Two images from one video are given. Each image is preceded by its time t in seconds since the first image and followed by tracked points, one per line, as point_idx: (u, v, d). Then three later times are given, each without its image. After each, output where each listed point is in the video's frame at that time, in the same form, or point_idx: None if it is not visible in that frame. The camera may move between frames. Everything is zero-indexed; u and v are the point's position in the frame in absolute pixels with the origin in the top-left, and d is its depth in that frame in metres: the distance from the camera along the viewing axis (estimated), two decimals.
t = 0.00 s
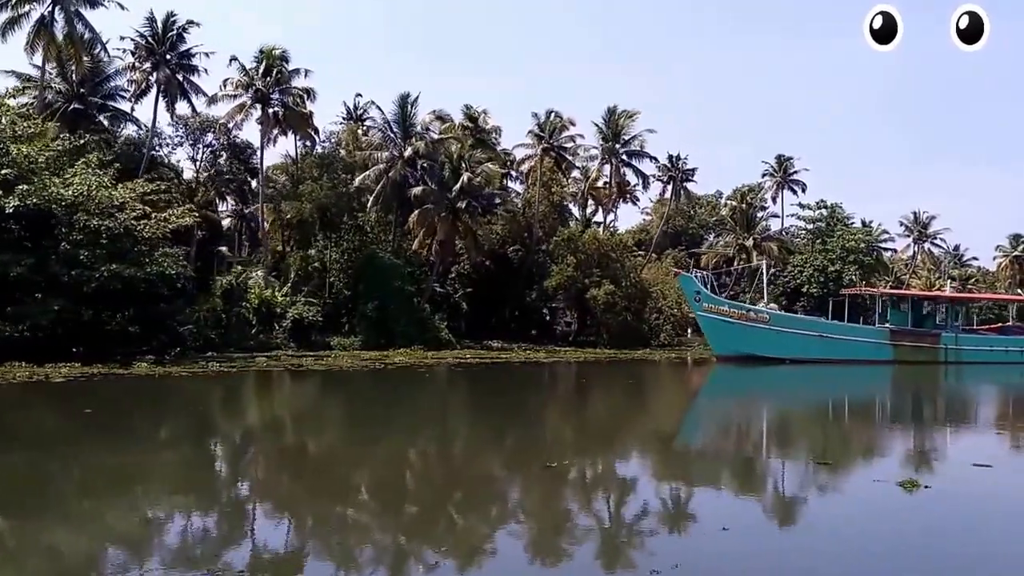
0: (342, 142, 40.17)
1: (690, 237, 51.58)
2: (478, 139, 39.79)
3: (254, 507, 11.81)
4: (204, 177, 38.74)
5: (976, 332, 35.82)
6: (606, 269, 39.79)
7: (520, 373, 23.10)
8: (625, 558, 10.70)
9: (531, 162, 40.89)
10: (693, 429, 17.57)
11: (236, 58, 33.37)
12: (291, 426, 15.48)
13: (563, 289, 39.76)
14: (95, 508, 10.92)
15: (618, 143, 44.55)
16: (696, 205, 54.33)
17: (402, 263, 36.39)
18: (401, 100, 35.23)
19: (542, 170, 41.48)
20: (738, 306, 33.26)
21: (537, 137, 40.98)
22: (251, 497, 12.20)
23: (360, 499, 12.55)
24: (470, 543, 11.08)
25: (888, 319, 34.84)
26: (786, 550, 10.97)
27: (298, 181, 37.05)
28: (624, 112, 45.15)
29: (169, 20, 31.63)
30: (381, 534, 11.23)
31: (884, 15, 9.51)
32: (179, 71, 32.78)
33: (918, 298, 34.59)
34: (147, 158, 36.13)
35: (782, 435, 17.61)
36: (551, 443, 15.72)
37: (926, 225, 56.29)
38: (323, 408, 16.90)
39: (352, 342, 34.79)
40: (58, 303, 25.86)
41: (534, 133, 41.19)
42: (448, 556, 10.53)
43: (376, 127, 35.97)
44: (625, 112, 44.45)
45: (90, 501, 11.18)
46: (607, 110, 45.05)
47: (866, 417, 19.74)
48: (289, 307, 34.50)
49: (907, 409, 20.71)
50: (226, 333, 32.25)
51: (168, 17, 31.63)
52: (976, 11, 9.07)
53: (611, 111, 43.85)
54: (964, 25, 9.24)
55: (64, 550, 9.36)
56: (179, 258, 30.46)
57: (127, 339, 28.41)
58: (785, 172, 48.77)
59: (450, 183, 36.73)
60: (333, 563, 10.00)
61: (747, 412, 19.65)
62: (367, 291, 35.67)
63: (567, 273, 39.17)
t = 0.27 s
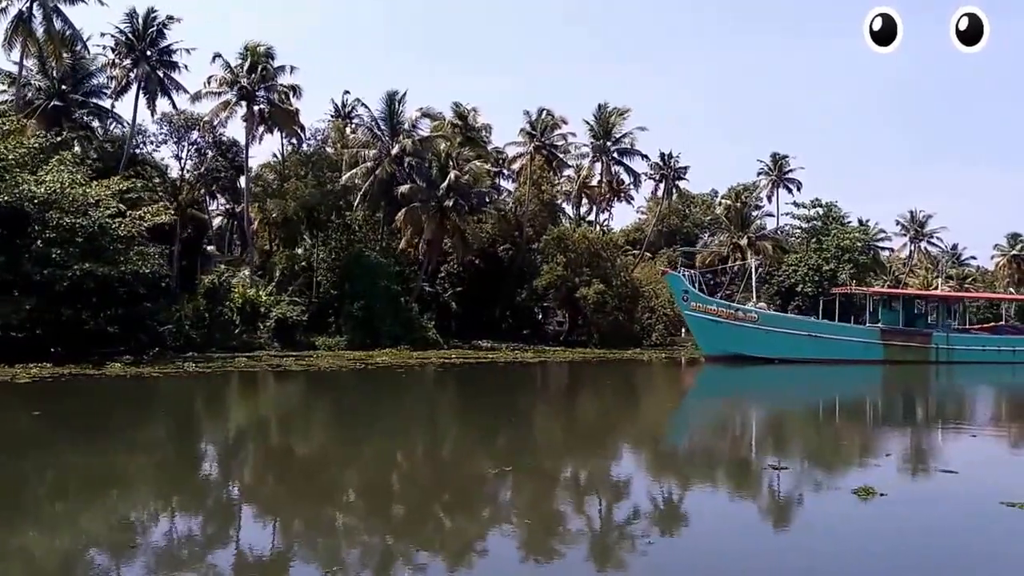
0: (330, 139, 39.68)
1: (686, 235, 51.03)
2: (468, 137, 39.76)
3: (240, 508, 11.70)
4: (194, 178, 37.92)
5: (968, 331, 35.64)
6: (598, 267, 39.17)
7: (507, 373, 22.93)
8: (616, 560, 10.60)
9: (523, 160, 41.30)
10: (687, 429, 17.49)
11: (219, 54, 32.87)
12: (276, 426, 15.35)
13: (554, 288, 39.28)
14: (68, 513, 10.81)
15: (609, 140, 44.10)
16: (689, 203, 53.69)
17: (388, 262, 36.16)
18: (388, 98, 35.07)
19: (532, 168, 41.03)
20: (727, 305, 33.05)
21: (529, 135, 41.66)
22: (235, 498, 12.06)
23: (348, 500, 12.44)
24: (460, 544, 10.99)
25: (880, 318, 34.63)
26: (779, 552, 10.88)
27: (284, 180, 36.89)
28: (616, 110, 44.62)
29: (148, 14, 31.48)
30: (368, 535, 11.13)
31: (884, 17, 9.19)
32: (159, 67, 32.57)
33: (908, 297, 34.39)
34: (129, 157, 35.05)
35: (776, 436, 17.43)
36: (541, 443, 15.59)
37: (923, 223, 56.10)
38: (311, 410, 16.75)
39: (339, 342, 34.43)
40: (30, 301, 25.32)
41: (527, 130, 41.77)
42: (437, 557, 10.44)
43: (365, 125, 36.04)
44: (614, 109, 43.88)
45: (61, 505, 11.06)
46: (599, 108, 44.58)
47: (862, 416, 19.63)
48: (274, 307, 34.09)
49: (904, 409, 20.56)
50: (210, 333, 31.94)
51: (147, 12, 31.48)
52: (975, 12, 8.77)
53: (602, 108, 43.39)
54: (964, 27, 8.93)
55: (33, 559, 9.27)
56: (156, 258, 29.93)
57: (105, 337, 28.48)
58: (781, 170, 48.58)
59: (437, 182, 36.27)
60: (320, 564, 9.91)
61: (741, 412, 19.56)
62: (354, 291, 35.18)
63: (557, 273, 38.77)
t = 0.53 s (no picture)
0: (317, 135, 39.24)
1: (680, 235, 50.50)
2: (457, 135, 39.62)
3: (225, 511, 11.57)
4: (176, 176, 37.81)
5: (961, 330, 35.42)
6: (587, 266, 39.17)
7: (494, 373, 22.77)
8: (607, 562, 10.49)
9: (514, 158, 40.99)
10: (682, 429, 17.41)
11: (202, 51, 32.69)
12: (262, 427, 15.20)
13: (543, 287, 39.08)
14: (40, 516, 10.66)
15: (599, 139, 43.88)
16: (686, 202, 53.25)
17: (374, 261, 35.76)
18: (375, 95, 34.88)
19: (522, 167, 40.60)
20: (715, 304, 32.65)
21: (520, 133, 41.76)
22: (218, 500, 11.93)
23: (334, 501, 12.31)
24: (449, 546, 10.88)
25: (872, 318, 34.41)
26: (770, 553, 10.78)
27: (270, 177, 36.58)
28: (606, 107, 44.47)
29: (128, 9, 31.34)
30: (355, 537, 11.03)
31: (883, 17, 9.21)
32: (140, 63, 32.37)
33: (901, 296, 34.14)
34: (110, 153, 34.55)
35: (771, 437, 17.28)
36: (531, 443, 15.46)
37: (921, 222, 55.89)
38: (297, 410, 16.60)
39: (324, 342, 34.10)
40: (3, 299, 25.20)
41: (518, 128, 41.53)
42: (425, 559, 10.33)
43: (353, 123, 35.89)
44: (604, 107, 43.72)
45: (35, 508, 10.92)
46: (589, 105, 44.40)
47: (859, 417, 19.51)
48: (258, 307, 33.61)
49: (901, 410, 20.43)
50: (191, 333, 31.60)
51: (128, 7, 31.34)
52: (974, 14, 8.84)
53: (592, 106, 43.20)
54: (963, 28, 9.01)
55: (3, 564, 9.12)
56: (133, 254, 29.54)
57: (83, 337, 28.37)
58: (776, 169, 48.39)
59: (424, 180, 35.63)
60: (305, 566, 9.81)
61: (737, 412, 19.49)
62: (340, 291, 34.76)
63: (547, 271, 38.49)
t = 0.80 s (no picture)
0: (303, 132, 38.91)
1: (676, 233, 49.57)
2: (446, 133, 39.51)
3: (211, 514, 11.46)
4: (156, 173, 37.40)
5: (953, 330, 35.22)
6: (576, 266, 38.65)
7: (481, 372, 22.63)
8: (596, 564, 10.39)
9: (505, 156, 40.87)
10: (677, 429, 17.33)
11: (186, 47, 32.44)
12: (246, 428, 15.02)
13: (534, 286, 38.37)
14: (16, 520, 10.52)
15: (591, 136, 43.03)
16: (680, 200, 52.29)
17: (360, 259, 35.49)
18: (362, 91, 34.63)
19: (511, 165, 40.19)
20: (703, 303, 32.19)
21: (513, 130, 41.64)
22: (203, 503, 11.80)
23: (320, 503, 12.17)
24: (438, 547, 10.78)
25: (863, 317, 34.28)
26: (762, 554, 10.66)
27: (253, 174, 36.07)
28: (597, 104, 43.34)
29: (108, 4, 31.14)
30: (342, 538, 10.91)
31: (881, 17, 9.19)
32: (120, 60, 32.22)
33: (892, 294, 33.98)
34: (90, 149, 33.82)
35: (765, 437, 17.15)
36: (521, 444, 15.32)
37: (918, 220, 55.70)
38: (282, 411, 16.46)
39: (308, 342, 33.66)
40: None
41: (511, 125, 41.60)
42: (414, 561, 10.24)
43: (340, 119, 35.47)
44: (596, 103, 42.74)
45: (11, 511, 10.79)
46: (580, 104, 43.22)
47: (857, 418, 19.41)
48: (241, 306, 33.47)
49: (897, 410, 20.32)
50: (173, 333, 31.21)
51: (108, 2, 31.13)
52: (972, 13, 8.83)
53: (582, 103, 42.20)
54: (960, 28, 9.00)
55: None
56: (107, 253, 29.01)
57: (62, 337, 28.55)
58: (771, 167, 48.21)
59: (411, 177, 35.48)
60: (290, 568, 9.72)
61: (733, 412, 19.39)
62: (324, 289, 34.44)
63: (536, 270, 37.72)
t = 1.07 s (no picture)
0: (289, 130, 38.63)
1: (671, 232, 48.41)
2: (435, 130, 38.77)
3: (194, 516, 11.31)
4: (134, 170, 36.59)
5: (945, 329, 34.99)
6: (569, 264, 38.02)
7: (467, 372, 22.49)
8: (588, 564, 10.24)
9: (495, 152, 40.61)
10: (672, 431, 17.18)
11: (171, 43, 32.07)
12: (229, 431, 14.84)
13: (523, 286, 38.37)
14: None
15: (581, 133, 41.79)
16: (676, 198, 50.78)
17: (345, 258, 35.51)
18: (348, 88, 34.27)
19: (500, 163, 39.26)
20: (689, 303, 31.97)
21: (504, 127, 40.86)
22: (188, 506, 11.65)
23: (306, 505, 12.02)
24: (427, 548, 10.65)
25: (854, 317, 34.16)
26: (757, 556, 10.50)
27: (237, 169, 34.90)
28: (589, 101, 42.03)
29: None
30: (329, 541, 10.76)
31: (882, 16, 8.97)
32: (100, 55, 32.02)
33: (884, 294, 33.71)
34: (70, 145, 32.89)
35: (759, 438, 17.02)
36: (511, 445, 15.20)
37: (915, 219, 55.46)
38: (268, 412, 16.32)
39: (291, 341, 33.61)
40: None
41: (503, 123, 41.14)
42: (402, 562, 10.10)
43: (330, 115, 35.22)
44: (586, 100, 41.62)
45: None
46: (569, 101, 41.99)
47: (855, 419, 19.27)
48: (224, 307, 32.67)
49: (894, 411, 20.19)
50: (155, 333, 30.66)
51: None
52: (974, 11, 8.58)
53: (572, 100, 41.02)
54: (963, 26, 8.74)
55: None
56: (80, 252, 28.37)
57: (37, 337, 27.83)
58: (767, 165, 47.99)
59: (398, 174, 35.32)
60: (274, 571, 9.56)
61: (728, 413, 19.24)
62: (308, 288, 34.29)
63: (525, 269, 37.70)
